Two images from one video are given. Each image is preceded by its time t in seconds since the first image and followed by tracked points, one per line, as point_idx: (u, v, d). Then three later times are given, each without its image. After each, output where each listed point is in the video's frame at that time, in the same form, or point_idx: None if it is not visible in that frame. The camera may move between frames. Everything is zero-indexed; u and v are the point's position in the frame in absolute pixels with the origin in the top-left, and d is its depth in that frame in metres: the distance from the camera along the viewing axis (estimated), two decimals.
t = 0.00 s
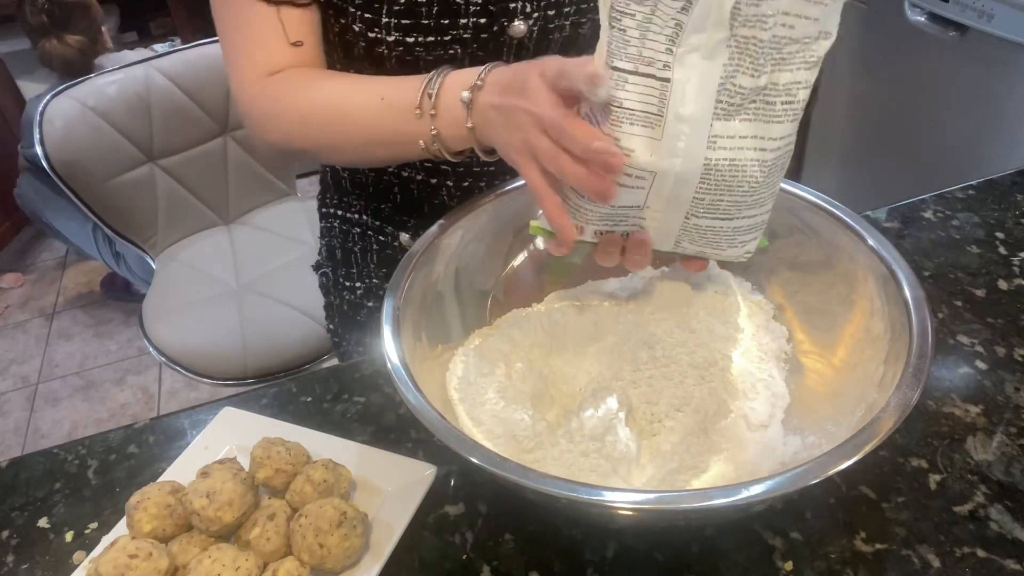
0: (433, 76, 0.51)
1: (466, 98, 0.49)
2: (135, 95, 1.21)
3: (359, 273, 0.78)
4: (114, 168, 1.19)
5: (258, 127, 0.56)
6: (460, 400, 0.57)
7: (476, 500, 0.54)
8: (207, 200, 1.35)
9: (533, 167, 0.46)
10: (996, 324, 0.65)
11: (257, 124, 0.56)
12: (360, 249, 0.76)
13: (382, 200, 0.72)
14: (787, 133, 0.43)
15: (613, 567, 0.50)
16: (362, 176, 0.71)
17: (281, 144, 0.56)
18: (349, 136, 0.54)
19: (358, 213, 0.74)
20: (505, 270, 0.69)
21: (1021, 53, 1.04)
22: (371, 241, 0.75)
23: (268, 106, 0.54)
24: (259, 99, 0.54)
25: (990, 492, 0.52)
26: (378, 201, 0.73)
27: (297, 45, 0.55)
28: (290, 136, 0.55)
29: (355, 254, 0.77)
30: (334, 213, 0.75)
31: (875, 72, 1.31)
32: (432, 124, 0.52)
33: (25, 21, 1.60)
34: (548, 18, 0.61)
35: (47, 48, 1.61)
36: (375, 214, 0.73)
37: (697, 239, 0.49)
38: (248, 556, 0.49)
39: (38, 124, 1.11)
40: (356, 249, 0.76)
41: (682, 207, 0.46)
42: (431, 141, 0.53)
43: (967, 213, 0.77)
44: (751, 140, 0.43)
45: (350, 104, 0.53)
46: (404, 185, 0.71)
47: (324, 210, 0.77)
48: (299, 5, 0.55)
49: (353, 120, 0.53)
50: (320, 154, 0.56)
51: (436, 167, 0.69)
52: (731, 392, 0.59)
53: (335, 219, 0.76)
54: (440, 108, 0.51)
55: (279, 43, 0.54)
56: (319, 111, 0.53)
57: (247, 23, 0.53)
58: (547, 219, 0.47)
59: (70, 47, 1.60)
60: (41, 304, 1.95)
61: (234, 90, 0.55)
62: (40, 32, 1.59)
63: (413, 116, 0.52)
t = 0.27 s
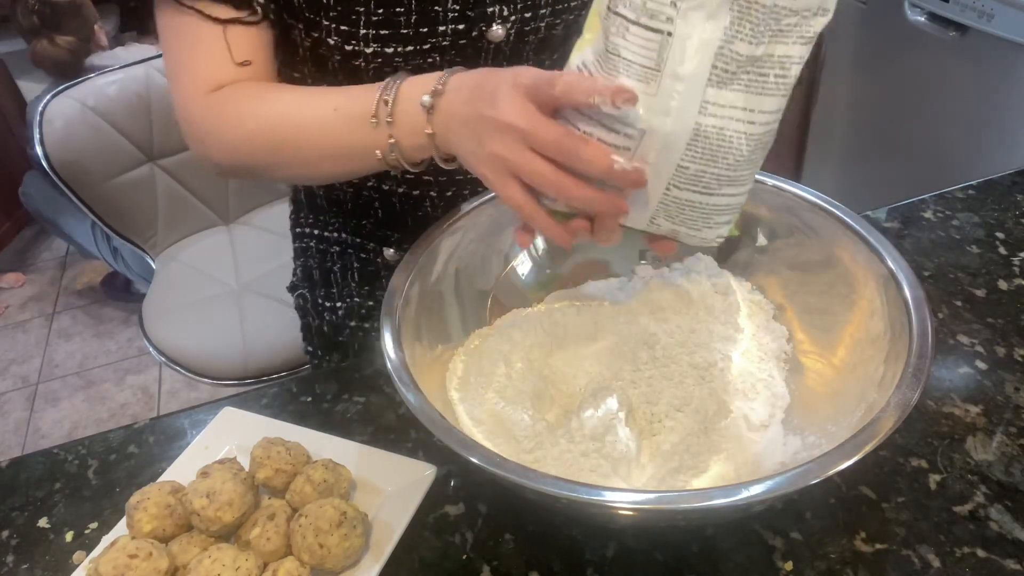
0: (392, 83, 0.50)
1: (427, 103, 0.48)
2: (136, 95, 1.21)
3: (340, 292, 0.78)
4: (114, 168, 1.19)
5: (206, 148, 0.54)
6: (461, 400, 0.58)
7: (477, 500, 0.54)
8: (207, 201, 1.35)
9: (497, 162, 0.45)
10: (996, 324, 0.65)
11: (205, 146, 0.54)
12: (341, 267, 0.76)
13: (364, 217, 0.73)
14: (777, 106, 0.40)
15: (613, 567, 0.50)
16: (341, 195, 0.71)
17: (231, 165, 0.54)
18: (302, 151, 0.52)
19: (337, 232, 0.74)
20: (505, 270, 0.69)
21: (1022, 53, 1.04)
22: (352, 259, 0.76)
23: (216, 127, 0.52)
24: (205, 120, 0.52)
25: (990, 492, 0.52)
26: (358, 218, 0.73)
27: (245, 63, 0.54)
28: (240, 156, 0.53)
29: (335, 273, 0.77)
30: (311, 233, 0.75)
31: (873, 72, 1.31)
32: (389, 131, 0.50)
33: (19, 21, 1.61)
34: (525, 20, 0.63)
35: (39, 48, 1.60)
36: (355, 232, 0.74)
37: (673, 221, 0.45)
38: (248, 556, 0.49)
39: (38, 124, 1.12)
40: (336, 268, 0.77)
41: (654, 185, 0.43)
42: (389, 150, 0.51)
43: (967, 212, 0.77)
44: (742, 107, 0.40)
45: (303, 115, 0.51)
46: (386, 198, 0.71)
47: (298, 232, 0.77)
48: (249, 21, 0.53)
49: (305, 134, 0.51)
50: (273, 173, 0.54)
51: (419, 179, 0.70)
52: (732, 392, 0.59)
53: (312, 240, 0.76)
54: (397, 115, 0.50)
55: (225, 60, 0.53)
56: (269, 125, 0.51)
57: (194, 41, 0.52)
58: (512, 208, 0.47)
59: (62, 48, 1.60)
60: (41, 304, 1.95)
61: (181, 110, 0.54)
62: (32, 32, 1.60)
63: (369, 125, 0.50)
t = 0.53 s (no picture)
0: (365, 72, 0.49)
1: (410, 88, 0.47)
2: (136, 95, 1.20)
3: (348, 315, 0.80)
4: (114, 168, 1.18)
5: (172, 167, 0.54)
6: (461, 400, 0.58)
7: (476, 501, 0.54)
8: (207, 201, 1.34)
9: (500, 140, 0.44)
10: (996, 324, 0.65)
11: (173, 165, 0.53)
12: (348, 291, 0.78)
13: (371, 238, 0.75)
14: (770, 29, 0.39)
15: (613, 566, 0.50)
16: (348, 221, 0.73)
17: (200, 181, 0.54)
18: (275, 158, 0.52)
19: (343, 254, 0.76)
20: (505, 270, 0.69)
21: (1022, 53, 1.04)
22: (359, 280, 0.78)
23: (182, 140, 0.51)
24: (168, 136, 0.52)
25: (990, 492, 0.52)
26: (364, 238, 0.75)
27: (214, 83, 0.53)
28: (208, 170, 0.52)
29: (341, 298, 0.79)
30: (314, 259, 0.76)
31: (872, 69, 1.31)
32: (372, 123, 0.50)
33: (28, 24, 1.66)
34: (524, 19, 0.66)
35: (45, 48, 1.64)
36: (361, 252, 0.76)
37: (697, 173, 0.43)
38: (248, 557, 0.49)
39: (38, 124, 1.12)
40: (343, 292, 0.78)
41: (665, 127, 0.40)
42: (372, 146, 0.51)
43: (967, 212, 0.77)
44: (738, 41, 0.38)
45: (279, 121, 0.51)
46: (395, 214, 0.73)
47: (298, 259, 0.78)
48: (222, 42, 0.53)
49: (282, 141, 0.51)
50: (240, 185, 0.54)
51: (427, 190, 0.73)
52: (732, 391, 0.59)
53: (315, 266, 0.77)
54: (376, 107, 0.49)
55: (193, 79, 0.52)
56: (246, 136, 0.51)
57: (162, 61, 0.51)
58: (525, 182, 0.46)
59: (61, 47, 1.63)
60: (41, 304, 1.95)
61: (147, 134, 0.53)
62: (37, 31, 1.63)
63: (349, 120, 0.50)
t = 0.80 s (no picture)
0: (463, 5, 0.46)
1: (528, 14, 0.44)
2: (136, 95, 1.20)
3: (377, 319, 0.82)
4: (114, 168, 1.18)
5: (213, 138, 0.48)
6: (461, 400, 0.58)
7: (476, 501, 0.54)
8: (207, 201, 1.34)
9: (637, 55, 0.43)
10: (996, 324, 0.65)
11: (217, 134, 0.48)
12: (378, 293, 0.81)
13: (403, 237, 0.79)
14: None
15: (613, 567, 0.50)
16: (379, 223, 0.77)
17: (246, 145, 0.48)
18: (341, 108, 0.47)
19: (373, 255, 0.79)
20: (505, 270, 0.69)
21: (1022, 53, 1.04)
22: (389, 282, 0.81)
23: (240, 94, 0.47)
24: (217, 96, 0.47)
25: (990, 492, 0.52)
26: (394, 239, 0.79)
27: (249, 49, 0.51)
28: (262, 128, 0.47)
29: (370, 302, 0.81)
30: (341, 263, 0.79)
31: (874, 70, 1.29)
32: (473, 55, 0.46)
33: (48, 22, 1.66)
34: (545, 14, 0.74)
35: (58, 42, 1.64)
36: (392, 253, 0.80)
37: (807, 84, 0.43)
38: (248, 557, 0.49)
39: (38, 124, 1.12)
40: (372, 295, 0.81)
41: (801, 27, 0.40)
42: (471, 87, 0.47)
43: (967, 212, 0.77)
44: None
45: (345, 63, 0.46)
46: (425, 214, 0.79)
47: (322, 266, 0.80)
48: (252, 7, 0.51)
49: (347, 83, 0.46)
50: (293, 154, 0.48)
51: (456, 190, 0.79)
52: (732, 391, 0.59)
53: (342, 270, 0.79)
54: (481, 39, 0.45)
55: (229, 41, 0.49)
56: (304, 84, 0.47)
57: (196, 22, 0.48)
58: (649, 101, 0.45)
59: (75, 39, 1.61)
60: (41, 304, 1.95)
61: (171, 101, 0.48)
62: (54, 26, 1.63)
63: (427, 55, 0.46)
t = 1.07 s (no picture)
0: None
1: None
2: (136, 95, 1.21)
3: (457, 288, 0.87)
4: (114, 168, 1.19)
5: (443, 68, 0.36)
6: (461, 400, 0.58)
7: (476, 501, 0.54)
8: (208, 201, 1.35)
9: None
10: (996, 324, 0.65)
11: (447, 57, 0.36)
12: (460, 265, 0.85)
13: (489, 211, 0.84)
14: None
15: (613, 566, 0.50)
16: (473, 194, 0.80)
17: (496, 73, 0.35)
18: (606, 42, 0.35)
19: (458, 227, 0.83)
20: (505, 270, 0.70)
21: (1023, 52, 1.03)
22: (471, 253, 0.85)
23: (487, 25, 0.34)
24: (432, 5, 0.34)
25: (990, 492, 0.52)
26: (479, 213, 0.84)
27: None
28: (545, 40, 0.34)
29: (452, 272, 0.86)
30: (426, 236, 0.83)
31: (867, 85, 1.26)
32: None
33: (59, 23, 1.66)
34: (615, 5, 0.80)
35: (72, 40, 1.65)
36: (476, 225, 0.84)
37: None
38: (248, 556, 0.49)
39: (38, 124, 1.11)
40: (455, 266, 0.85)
41: None
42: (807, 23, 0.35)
43: (967, 212, 0.77)
44: None
45: None
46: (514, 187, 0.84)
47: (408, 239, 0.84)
48: None
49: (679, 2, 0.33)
50: (571, 83, 0.36)
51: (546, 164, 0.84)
52: (731, 391, 0.58)
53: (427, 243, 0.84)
54: None
55: None
56: None
57: None
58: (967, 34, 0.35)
59: (92, 37, 1.62)
60: (41, 304, 1.95)
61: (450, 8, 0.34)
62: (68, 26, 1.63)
63: None
